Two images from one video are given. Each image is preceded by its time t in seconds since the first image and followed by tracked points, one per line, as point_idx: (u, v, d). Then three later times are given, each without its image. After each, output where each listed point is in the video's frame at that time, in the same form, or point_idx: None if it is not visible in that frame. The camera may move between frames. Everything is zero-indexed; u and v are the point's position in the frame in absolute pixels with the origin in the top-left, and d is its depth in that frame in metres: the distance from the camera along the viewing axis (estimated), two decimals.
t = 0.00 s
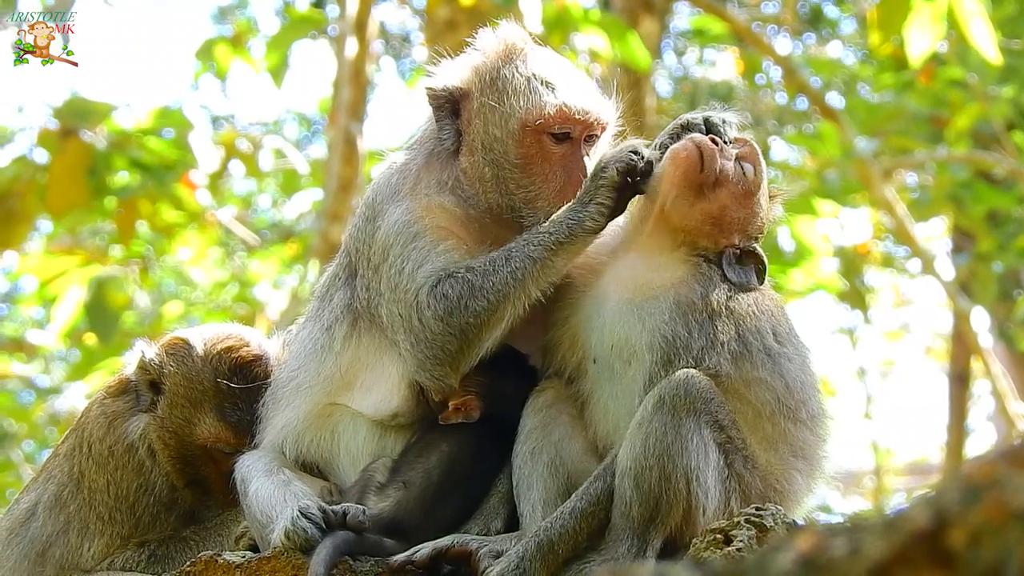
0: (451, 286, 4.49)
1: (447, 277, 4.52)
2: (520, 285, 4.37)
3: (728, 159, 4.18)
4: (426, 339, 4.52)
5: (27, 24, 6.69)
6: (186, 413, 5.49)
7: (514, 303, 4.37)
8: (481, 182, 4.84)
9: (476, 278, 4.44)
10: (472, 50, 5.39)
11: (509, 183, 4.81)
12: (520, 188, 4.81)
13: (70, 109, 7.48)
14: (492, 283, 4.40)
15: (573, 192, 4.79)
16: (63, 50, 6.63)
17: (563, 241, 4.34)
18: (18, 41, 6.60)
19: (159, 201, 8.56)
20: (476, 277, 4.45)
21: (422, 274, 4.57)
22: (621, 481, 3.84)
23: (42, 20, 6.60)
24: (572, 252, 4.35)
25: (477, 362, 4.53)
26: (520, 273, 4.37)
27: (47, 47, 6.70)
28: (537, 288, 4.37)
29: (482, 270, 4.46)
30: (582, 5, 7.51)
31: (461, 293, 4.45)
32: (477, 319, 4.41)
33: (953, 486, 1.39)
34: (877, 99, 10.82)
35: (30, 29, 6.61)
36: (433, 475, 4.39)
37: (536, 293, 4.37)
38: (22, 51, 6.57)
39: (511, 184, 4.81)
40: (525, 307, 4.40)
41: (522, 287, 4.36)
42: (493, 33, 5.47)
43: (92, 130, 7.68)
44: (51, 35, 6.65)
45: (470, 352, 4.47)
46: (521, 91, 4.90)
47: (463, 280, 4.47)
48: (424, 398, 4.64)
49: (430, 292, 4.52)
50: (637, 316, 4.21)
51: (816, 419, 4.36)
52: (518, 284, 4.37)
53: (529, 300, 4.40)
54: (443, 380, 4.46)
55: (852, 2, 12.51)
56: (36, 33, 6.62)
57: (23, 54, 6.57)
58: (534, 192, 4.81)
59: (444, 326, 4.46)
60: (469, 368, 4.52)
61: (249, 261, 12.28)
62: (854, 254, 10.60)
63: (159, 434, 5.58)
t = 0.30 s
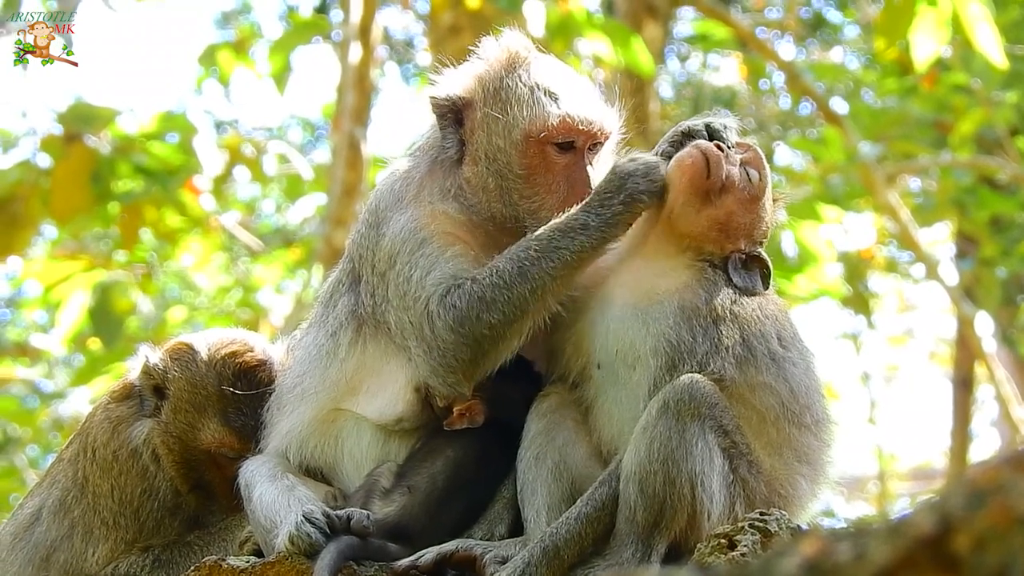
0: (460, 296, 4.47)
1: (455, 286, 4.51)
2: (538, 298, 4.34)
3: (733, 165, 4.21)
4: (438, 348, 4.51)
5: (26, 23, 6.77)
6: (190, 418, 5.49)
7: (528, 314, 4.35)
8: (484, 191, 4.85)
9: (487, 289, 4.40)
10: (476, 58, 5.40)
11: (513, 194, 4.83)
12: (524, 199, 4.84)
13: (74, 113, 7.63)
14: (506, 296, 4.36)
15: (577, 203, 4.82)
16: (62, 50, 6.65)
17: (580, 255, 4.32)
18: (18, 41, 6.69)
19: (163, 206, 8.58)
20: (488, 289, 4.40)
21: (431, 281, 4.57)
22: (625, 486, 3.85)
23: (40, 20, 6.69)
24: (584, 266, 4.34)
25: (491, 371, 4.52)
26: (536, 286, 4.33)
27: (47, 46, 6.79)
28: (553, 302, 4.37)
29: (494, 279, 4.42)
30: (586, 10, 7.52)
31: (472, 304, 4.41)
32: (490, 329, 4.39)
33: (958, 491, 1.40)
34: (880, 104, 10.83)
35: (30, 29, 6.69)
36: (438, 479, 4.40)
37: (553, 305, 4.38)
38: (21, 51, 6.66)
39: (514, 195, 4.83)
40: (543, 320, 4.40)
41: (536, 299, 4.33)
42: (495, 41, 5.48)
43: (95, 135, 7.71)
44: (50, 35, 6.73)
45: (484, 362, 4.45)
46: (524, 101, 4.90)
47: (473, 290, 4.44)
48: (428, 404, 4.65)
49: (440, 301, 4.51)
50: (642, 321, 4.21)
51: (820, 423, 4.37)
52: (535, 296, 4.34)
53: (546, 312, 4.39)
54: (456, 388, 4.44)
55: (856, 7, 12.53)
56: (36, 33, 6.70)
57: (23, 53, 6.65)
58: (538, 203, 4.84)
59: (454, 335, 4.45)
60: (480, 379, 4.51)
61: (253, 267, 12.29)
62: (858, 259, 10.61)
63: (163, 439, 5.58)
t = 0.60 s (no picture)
0: (463, 304, 4.49)
1: (459, 294, 4.53)
2: (542, 309, 4.35)
3: (741, 167, 4.20)
4: (440, 354, 4.53)
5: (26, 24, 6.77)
6: (199, 420, 5.51)
7: (531, 325, 4.38)
8: (491, 194, 4.87)
9: (490, 300, 4.43)
10: (484, 61, 5.42)
11: (518, 196, 4.84)
12: (529, 201, 4.83)
13: (81, 115, 7.62)
14: (510, 308, 4.39)
15: (581, 206, 4.81)
16: (65, 51, 6.67)
17: (586, 271, 4.32)
18: (17, 41, 6.66)
19: (171, 208, 8.61)
20: (490, 300, 4.43)
21: (436, 288, 4.59)
22: (633, 488, 3.86)
23: (41, 20, 6.71)
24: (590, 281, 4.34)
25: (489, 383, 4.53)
26: (539, 299, 4.35)
27: (47, 46, 6.83)
28: (558, 315, 4.38)
29: (497, 290, 4.45)
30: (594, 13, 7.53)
31: (475, 313, 4.44)
32: (493, 338, 4.41)
33: (967, 495, 1.41)
34: (888, 106, 10.82)
35: (30, 29, 6.67)
36: (446, 482, 4.40)
37: (557, 318, 4.39)
38: (22, 51, 6.63)
39: (519, 197, 4.83)
40: (545, 332, 4.42)
41: (540, 311, 4.35)
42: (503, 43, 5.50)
43: (104, 137, 7.73)
44: (50, 35, 6.78)
45: (484, 372, 4.47)
46: (530, 103, 4.92)
47: (475, 300, 4.46)
48: (436, 407, 4.67)
49: (444, 308, 4.53)
50: (649, 323, 4.21)
51: (829, 425, 4.37)
52: (539, 307, 4.35)
53: (549, 323, 4.41)
54: (457, 394, 4.48)
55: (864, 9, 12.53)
56: (36, 33, 6.70)
57: (23, 53, 6.63)
58: (543, 205, 4.82)
59: (456, 342, 4.48)
60: (482, 387, 4.53)
61: (261, 269, 12.32)
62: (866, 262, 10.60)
63: (172, 440, 5.60)
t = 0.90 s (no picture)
0: (461, 306, 4.49)
1: (458, 296, 4.53)
2: (540, 312, 4.35)
3: (743, 166, 4.19)
4: (439, 355, 4.53)
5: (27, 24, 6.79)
6: (202, 419, 5.51)
7: (529, 327, 4.38)
8: (492, 193, 4.86)
9: (488, 302, 4.43)
10: (485, 60, 5.42)
11: (519, 194, 4.83)
12: (530, 199, 4.83)
13: (85, 115, 7.69)
14: (507, 310, 4.38)
15: (582, 204, 4.80)
16: (64, 50, 6.67)
17: (586, 271, 4.32)
18: (18, 41, 6.53)
19: (175, 208, 8.63)
20: (488, 302, 4.43)
21: (435, 289, 4.59)
22: (636, 488, 3.86)
23: (42, 19, 6.81)
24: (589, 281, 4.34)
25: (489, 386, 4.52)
26: (538, 302, 4.35)
27: (47, 46, 6.83)
28: (555, 316, 4.38)
29: (494, 292, 4.45)
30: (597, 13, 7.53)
31: (473, 315, 4.44)
32: (491, 340, 4.42)
33: (969, 495, 1.41)
34: (892, 106, 10.82)
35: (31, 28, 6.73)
36: (448, 481, 4.41)
37: (554, 320, 4.39)
38: (21, 51, 6.50)
39: (520, 196, 4.83)
40: (544, 334, 4.43)
41: (538, 313, 4.35)
42: (505, 42, 5.50)
43: (108, 137, 7.75)
44: (50, 35, 6.81)
45: (483, 374, 4.47)
46: (531, 102, 4.92)
47: (474, 302, 4.46)
48: (438, 409, 4.68)
49: (442, 311, 4.54)
50: (651, 323, 4.22)
51: (832, 425, 4.36)
52: (536, 310, 4.35)
53: (548, 325, 4.41)
54: (457, 395, 4.48)
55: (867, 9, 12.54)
56: (36, 33, 6.72)
57: (22, 53, 6.50)
58: (544, 203, 4.82)
59: (454, 344, 4.48)
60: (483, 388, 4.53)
61: (265, 269, 12.32)
62: (869, 262, 10.60)
63: (175, 440, 5.60)
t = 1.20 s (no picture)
0: (459, 312, 4.49)
1: (455, 302, 4.53)
2: (534, 315, 4.35)
3: (744, 175, 4.22)
4: (437, 363, 4.54)
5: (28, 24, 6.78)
6: (204, 428, 5.51)
7: (526, 332, 4.37)
8: (497, 198, 4.86)
9: (484, 307, 4.42)
10: (488, 66, 5.42)
11: (526, 198, 4.84)
12: (537, 203, 4.84)
13: (90, 123, 7.67)
14: (503, 315, 4.38)
15: (589, 208, 4.83)
16: (65, 51, 6.68)
17: (579, 270, 4.32)
18: (19, 40, 6.55)
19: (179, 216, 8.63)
20: (484, 307, 4.42)
21: (434, 296, 4.59)
22: (638, 496, 3.86)
23: (42, 16, 6.83)
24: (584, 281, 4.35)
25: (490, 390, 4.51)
26: (533, 306, 4.34)
27: (47, 47, 6.76)
28: (550, 319, 4.38)
29: (490, 297, 4.44)
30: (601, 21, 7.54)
31: (471, 321, 4.43)
32: (488, 346, 4.41)
33: (970, 504, 1.41)
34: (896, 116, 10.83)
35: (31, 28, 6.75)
36: (451, 490, 4.40)
37: (549, 323, 4.39)
38: (23, 51, 6.52)
39: (526, 200, 4.84)
40: (539, 337, 4.42)
41: (534, 317, 4.34)
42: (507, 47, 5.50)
43: (112, 145, 7.76)
44: (51, 35, 6.75)
45: (481, 380, 4.46)
46: (537, 106, 4.92)
47: (471, 308, 4.45)
48: (440, 418, 4.67)
49: (439, 317, 4.54)
50: (653, 332, 4.22)
51: (833, 435, 4.36)
52: (530, 314, 4.35)
53: (544, 328, 4.40)
54: (456, 404, 4.47)
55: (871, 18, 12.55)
56: (36, 33, 6.71)
57: (24, 53, 6.52)
58: (551, 206, 4.85)
59: (452, 351, 4.48)
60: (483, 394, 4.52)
61: (268, 278, 12.33)
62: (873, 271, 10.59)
63: (177, 449, 5.60)
